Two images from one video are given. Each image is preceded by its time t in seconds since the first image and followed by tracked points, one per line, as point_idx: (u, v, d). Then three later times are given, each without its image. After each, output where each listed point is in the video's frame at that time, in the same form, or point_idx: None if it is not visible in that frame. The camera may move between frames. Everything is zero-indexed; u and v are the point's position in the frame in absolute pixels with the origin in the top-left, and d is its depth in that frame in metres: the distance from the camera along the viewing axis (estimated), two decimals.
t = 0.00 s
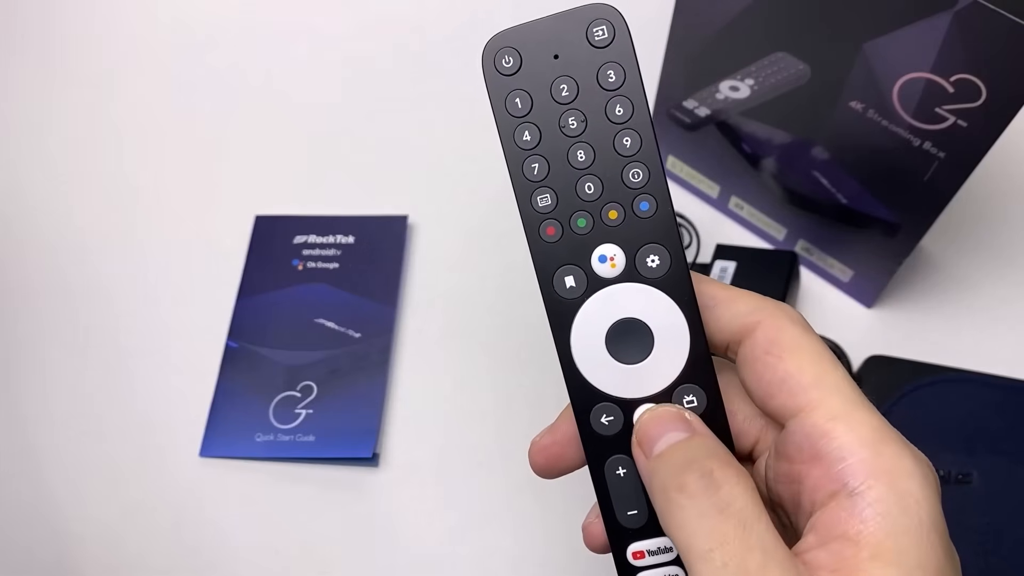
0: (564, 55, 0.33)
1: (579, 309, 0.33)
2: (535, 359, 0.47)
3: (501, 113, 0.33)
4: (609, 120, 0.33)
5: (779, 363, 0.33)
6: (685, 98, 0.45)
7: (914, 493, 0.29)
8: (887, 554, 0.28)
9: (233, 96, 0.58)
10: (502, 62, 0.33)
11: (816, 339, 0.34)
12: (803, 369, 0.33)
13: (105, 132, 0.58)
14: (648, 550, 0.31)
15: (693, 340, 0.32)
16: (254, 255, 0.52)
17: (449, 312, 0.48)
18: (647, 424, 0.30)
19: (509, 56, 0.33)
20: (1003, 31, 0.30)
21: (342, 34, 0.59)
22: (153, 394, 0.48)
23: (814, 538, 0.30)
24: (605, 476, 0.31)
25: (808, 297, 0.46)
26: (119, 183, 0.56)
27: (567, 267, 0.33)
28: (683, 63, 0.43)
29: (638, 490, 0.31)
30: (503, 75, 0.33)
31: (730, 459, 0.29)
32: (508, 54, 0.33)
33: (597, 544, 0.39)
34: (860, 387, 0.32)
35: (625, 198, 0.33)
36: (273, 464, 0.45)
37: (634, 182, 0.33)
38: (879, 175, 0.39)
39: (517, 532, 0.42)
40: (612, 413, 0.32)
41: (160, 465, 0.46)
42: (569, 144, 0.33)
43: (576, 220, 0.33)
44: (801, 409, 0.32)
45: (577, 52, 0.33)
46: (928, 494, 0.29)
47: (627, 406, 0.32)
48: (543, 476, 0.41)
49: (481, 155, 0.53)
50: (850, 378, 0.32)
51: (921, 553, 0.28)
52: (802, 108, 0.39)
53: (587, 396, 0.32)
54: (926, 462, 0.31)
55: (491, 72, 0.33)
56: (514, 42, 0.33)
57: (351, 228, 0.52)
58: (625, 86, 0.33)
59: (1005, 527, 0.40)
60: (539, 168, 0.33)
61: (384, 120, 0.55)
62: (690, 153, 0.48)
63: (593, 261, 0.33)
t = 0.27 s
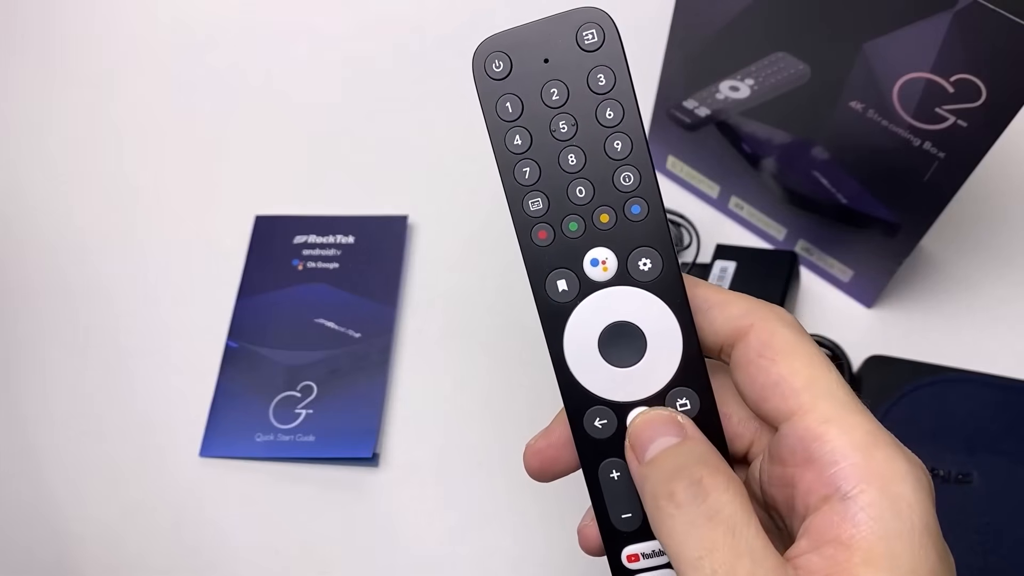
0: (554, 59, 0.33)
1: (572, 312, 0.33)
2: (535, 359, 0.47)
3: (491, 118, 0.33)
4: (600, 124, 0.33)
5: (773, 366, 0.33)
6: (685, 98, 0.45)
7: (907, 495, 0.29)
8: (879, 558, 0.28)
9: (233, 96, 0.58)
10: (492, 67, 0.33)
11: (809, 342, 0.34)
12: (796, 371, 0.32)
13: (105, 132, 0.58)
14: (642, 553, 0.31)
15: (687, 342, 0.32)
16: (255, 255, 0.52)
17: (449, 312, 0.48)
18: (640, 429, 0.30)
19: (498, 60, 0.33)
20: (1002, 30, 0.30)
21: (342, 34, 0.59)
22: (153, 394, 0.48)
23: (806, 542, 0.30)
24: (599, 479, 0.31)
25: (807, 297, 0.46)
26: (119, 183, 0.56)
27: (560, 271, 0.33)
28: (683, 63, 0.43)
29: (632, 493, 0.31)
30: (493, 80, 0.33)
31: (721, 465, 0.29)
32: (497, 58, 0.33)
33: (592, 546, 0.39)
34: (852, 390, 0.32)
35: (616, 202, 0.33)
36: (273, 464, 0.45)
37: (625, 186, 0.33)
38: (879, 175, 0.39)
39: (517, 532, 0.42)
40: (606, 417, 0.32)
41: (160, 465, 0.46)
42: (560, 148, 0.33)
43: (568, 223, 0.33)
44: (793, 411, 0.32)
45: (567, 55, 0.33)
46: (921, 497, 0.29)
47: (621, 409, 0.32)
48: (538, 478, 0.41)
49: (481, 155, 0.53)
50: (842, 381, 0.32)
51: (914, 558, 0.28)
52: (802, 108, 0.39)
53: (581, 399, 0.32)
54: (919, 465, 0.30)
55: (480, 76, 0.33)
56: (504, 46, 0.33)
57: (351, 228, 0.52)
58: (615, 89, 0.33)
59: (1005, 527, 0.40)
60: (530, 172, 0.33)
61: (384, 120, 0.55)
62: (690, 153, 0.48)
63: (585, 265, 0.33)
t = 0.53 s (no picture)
0: (556, 44, 0.33)
1: (575, 310, 0.33)
2: (536, 359, 0.46)
3: (491, 107, 0.33)
4: (604, 113, 0.33)
5: (784, 370, 0.33)
6: (685, 97, 0.45)
7: (924, 506, 0.29)
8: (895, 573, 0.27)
9: (233, 96, 0.58)
10: (490, 53, 0.33)
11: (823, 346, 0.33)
12: (808, 376, 0.32)
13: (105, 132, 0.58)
14: (646, 560, 0.31)
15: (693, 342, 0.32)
16: (255, 255, 0.52)
17: (449, 312, 0.48)
18: (637, 436, 0.30)
19: (498, 46, 0.33)
20: (1003, 30, 0.30)
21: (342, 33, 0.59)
22: (153, 394, 0.48)
23: (820, 557, 0.30)
24: (602, 484, 0.31)
25: (808, 298, 0.46)
26: (119, 183, 0.56)
27: (561, 268, 0.33)
28: (683, 63, 0.43)
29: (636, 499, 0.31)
30: (491, 66, 0.33)
31: (722, 478, 0.29)
32: (496, 44, 0.33)
33: (595, 550, 0.39)
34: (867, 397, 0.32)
35: (620, 195, 0.33)
36: (273, 465, 0.45)
37: (630, 179, 0.33)
38: (879, 175, 0.38)
39: (517, 533, 0.42)
40: (609, 420, 0.32)
41: (160, 465, 0.46)
42: (562, 139, 0.33)
43: (570, 218, 0.33)
44: (808, 418, 0.32)
45: (569, 41, 0.33)
46: (938, 507, 0.29)
47: (625, 410, 0.32)
48: (540, 481, 0.41)
49: (482, 155, 0.53)
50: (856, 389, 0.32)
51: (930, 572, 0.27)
52: (802, 108, 0.39)
53: (583, 403, 0.32)
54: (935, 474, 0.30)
55: (479, 63, 0.33)
56: (503, 30, 0.33)
57: (351, 228, 0.52)
58: (620, 77, 0.32)
59: (1006, 527, 0.40)
60: (530, 164, 0.33)
61: (384, 120, 0.55)
62: (691, 153, 0.47)
63: (588, 261, 0.33)
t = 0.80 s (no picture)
0: (553, 42, 0.33)
1: (593, 304, 0.33)
2: (536, 359, 0.46)
3: (493, 109, 0.33)
4: (606, 106, 0.33)
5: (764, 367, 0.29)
6: (685, 98, 0.45)
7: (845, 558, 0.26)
8: None
9: (233, 96, 0.58)
10: (489, 56, 0.33)
11: (801, 352, 0.28)
12: (787, 388, 0.28)
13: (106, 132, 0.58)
14: (686, 543, 0.31)
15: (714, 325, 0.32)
16: (255, 255, 0.52)
17: (449, 312, 0.48)
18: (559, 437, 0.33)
19: (496, 49, 0.33)
20: (1003, 30, 0.30)
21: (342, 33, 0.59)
22: (153, 394, 0.48)
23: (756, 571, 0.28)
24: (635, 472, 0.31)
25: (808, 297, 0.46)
26: (119, 183, 0.56)
27: (577, 263, 0.33)
28: (683, 63, 0.43)
29: (669, 483, 0.31)
30: (491, 69, 0.33)
31: (612, 500, 0.30)
32: (495, 47, 0.33)
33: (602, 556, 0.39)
34: (838, 421, 0.27)
35: (629, 185, 0.33)
36: (273, 465, 0.45)
37: (638, 168, 0.33)
38: (878, 175, 0.38)
39: (517, 533, 0.42)
40: (637, 408, 0.32)
41: (160, 465, 0.46)
42: (566, 135, 0.33)
43: (582, 213, 0.33)
44: (761, 418, 0.29)
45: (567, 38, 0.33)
46: (871, 561, 0.26)
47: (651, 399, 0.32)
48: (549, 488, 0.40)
49: (481, 155, 0.53)
50: (821, 410, 0.27)
51: None
52: (802, 108, 0.39)
53: (610, 392, 0.32)
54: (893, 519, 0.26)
55: (478, 66, 0.33)
56: (501, 33, 0.33)
57: (351, 228, 0.52)
58: (620, 69, 0.33)
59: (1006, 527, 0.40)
60: (537, 162, 0.33)
61: (384, 120, 0.55)
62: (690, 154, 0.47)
63: (603, 253, 0.33)
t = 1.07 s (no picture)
0: (541, 58, 0.33)
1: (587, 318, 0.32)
2: (536, 358, 0.46)
3: (483, 125, 0.33)
4: (594, 118, 0.33)
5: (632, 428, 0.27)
6: (685, 98, 0.45)
7: None
8: None
9: (233, 96, 0.58)
10: (478, 73, 0.33)
11: (638, 402, 0.26)
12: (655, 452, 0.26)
13: (105, 131, 0.58)
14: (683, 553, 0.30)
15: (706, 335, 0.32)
16: (255, 255, 0.52)
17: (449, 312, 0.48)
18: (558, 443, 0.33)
19: (485, 66, 0.33)
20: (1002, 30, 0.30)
21: (342, 33, 0.59)
22: (153, 394, 0.48)
23: None
24: (633, 479, 0.32)
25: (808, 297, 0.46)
26: (119, 182, 0.56)
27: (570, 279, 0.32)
28: (682, 62, 0.43)
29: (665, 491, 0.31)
30: (480, 86, 0.33)
31: (600, 513, 0.31)
32: (483, 64, 0.33)
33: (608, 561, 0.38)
34: (688, 458, 0.26)
35: (620, 198, 0.32)
36: (273, 465, 0.45)
37: (627, 180, 0.32)
38: (879, 175, 0.38)
39: (517, 533, 0.42)
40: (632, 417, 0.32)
41: (160, 465, 0.46)
42: (556, 149, 0.33)
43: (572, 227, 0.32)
44: (638, 464, 0.28)
45: (553, 54, 0.33)
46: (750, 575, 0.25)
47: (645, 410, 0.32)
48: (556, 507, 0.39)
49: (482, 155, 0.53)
50: (672, 451, 0.26)
51: None
52: (802, 108, 0.39)
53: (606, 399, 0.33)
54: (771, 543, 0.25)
55: (468, 84, 0.33)
56: (489, 50, 0.33)
57: (350, 228, 0.52)
58: (608, 83, 0.33)
59: (1006, 527, 0.40)
60: (528, 177, 0.33)
61: (384, 120, 0.55)
62: (691, 154, 0.48)
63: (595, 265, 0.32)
